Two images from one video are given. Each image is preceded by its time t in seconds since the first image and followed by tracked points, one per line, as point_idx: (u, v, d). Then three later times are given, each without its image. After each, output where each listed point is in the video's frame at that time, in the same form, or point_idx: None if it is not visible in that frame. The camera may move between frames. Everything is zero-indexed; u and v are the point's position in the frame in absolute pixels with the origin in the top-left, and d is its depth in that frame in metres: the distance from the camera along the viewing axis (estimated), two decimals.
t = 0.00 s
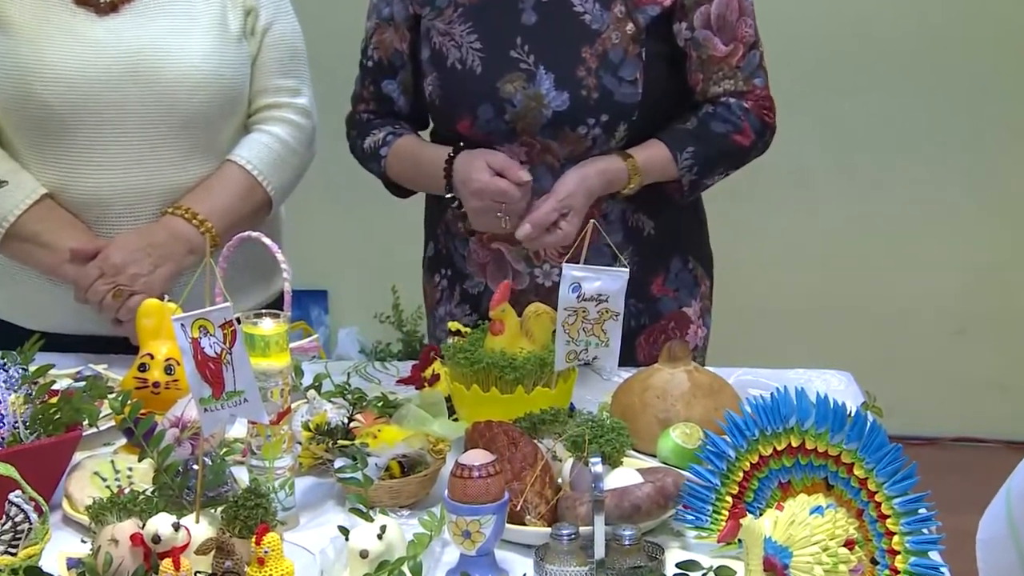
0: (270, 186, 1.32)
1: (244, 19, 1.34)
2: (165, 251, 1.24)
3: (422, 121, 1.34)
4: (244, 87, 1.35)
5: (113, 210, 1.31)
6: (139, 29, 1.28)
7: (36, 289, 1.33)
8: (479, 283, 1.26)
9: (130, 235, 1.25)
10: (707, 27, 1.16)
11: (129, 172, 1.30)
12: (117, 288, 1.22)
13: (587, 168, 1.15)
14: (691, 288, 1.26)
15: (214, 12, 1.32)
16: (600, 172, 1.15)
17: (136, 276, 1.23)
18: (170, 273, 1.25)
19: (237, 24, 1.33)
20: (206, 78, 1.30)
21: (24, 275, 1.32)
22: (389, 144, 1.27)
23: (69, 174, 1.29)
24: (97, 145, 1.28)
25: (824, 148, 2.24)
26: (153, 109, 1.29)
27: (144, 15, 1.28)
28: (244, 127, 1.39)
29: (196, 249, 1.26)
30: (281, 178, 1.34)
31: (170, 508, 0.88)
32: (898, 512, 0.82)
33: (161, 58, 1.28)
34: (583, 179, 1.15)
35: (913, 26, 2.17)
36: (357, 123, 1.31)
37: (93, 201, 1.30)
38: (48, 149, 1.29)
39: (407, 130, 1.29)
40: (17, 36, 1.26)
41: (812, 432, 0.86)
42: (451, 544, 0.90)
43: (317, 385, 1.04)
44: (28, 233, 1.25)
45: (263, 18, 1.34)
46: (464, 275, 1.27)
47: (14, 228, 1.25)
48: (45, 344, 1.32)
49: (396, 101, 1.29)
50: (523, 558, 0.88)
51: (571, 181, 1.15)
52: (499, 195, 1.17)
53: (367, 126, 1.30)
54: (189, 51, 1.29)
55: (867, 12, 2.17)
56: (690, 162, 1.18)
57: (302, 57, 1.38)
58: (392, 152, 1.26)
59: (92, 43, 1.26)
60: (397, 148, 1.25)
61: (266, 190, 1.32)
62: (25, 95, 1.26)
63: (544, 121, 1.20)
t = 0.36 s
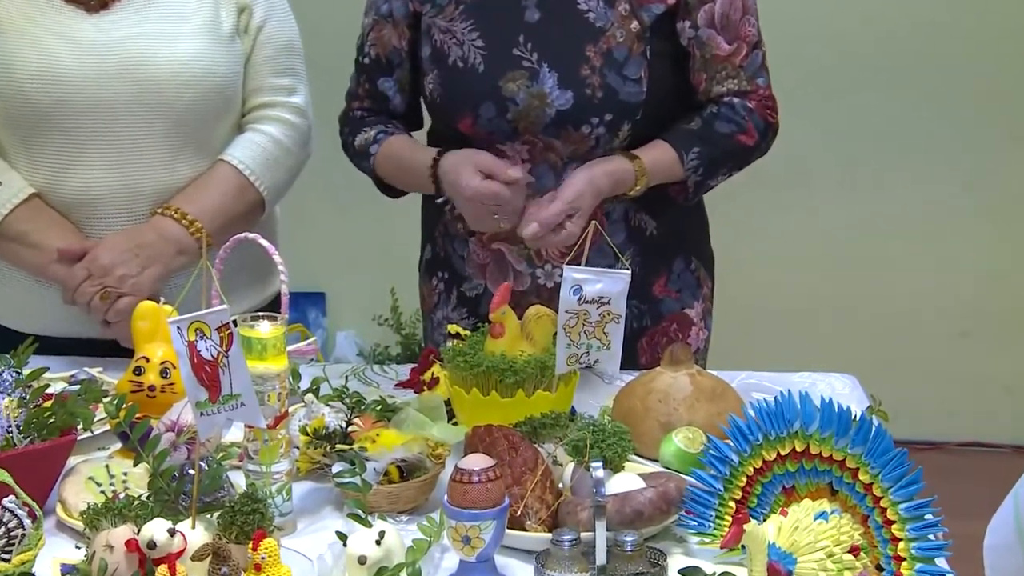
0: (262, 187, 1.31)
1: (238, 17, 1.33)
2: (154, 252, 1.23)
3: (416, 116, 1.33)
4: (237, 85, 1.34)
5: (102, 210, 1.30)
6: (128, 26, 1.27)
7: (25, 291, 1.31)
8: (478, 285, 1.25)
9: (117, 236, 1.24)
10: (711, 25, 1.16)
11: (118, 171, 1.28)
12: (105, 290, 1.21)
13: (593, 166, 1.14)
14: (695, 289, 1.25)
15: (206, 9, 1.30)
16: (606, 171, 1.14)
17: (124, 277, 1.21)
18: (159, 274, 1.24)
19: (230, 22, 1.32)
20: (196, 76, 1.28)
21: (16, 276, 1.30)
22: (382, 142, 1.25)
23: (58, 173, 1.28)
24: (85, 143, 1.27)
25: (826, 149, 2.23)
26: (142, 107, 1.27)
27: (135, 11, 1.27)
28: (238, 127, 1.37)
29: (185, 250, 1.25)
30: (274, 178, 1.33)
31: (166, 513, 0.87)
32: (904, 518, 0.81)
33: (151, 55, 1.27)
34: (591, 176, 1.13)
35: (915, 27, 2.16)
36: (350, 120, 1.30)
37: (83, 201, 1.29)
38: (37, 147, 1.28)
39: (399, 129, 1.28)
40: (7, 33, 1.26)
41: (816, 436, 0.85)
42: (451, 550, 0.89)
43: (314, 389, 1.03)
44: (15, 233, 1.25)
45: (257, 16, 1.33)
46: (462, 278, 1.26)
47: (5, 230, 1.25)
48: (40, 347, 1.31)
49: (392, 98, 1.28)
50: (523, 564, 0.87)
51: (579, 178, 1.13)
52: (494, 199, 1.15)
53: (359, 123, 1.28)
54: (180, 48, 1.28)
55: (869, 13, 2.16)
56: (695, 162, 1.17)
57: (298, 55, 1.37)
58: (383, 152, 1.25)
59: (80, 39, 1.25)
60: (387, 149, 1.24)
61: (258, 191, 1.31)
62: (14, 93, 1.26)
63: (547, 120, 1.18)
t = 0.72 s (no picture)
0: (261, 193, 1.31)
1: (238, 22, 1.32)
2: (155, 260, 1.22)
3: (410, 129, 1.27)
4: (237, 92, 1.33)
5: (100, 218, 1.29)
6: (126, 32, 1.26)
7: (26, 299, 1.30)
8: (490, 303, 1.19)
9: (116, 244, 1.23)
10: (742, 29, 1.14)
11: (116, 179, 1.28)
12: (103, 301, 1.16)
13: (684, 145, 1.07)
14: (702, 295, 1.23)
15: (206, 15, 1.30)
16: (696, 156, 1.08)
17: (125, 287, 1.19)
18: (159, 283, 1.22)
19: (230, 28, 1.31)
20: (195, 82, 1.28)
21: (17, 284, 1.29)
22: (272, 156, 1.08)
23: (56, 181, 1.27)
24: (83, 151, 1.27)
25: (833, 155, 2.22)
26: (140, 114, 1.27)
27: (133, 18, 1.27)
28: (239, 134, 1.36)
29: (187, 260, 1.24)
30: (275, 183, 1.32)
31: (168, 525, 0.86)
32: (915, 531, 0.80)
33: (149, 63, 1.26)
34: (687, 159, 1.07)
35: (921, 33, 2.16)
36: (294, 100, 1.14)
37: (82, 209, 1.28)
38: (35, 155, 1.28)
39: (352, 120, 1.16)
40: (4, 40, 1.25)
41: (825, 448, 0.84)
42: (455, 563, 0.88)
43: (317, 398, 1.01)
44: (13, 241, 1.24)
45: (258, 22, 1.31)
46: (472, 296, 1.20)
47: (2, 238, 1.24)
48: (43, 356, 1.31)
49: (352, 83, 1.13)
50: None
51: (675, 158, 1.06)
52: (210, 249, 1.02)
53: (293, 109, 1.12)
54: (178, 55, 1.28)
55: (874, 19, 2.16)
56: (763, 155, 1.15)
57: (300, 61, 1.36)
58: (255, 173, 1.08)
59: (78, 46, 1.25)
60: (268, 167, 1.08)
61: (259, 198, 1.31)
62: (11, 100, 1.25)
63: (574, 137, 1.14)
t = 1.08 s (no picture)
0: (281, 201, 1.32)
1: (259, 31, 1.33)
2: (174, 270, 1.24)
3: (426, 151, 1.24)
4: (258, 101, 1.34)
5: (122, 228, 1.30)
6: (149, 42, 1.27)
7: (46, 308, 1.31)
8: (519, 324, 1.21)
9: (137, 254, 1.25)
10: (765, 40, 1.18)
11: (138, 189, 1.28)
12: (125, 311, 1.22)
13: (726, 214, 1.15)
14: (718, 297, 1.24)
15: (227, 25, 1.31)
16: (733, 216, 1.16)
17: (144, 297, 1.22)
18: (179, 294, 1.25)
19: (251, 37, 1.32)
20: (217, 92, 1.29)
21: (38, 293, 1.30)
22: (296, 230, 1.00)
23: (78, 190, 1.28)
24: (105, 160, 1.27)
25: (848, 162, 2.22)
26: (163, 124, 1.28)
27: (156, 28, 1.28)
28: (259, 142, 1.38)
29: (206, 270, 1.26)
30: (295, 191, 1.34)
31: (191, 533, 0.86)
32: (939, 543, 0.80)
33: (171, 72, 1.27)
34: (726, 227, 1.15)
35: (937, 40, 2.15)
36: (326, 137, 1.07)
37: (103, 217, 1.29)
38: (56, 164, 1.28)
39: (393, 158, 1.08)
40: (26, 49, 1.26)
41: (848, 458, 0.84)
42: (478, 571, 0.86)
43: (339, 406, 1.01)
44: (35, 251, 1.25)
45: (278, 31, 1.33)
46: (501, 313, 1.22)
47: (22, 247, 1.24)
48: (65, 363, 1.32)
49: (388, 122, 1.06)
50: None
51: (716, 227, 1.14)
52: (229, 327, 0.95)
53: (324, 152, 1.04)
54: (200, 65, 1.28)
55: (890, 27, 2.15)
56: (788, 165, 1.24)
57: (320, 69, 1.37)
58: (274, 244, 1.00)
59: (101, 57, 1.25)
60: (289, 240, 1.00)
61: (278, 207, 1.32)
62: (35, 110, 1.26)
63: (616, 169, 1.14)
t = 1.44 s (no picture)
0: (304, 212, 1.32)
1: (284, 41, 1.33)
2: (199, 280, 1.24)
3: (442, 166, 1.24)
4: (284, 111, 1.35)
5: (148, 238, 1.31)
6: (175, 54, 1.28)
7: (70, 315, 1.31)
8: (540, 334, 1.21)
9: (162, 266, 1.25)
10: (785, 52, 1.17)
11: (165, 200, 1.29)
12: (150, 321, 1.23)
13: (750, 240, 1.13)
14: (738, 305, 1.21)
15: (252, 36, 1.31)
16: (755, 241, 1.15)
17: (169, 308, 1.23)
18: (202, 304, 1.25)
19: (276, 47, 1.33)
20: (242, 104, 1.30)
21: (63, 302, 1.30)
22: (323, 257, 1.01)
23: (104, 201, 1.29)
24: (130, 169, 1.28)
25: (866, 169, 2.21)
26: (189, 136, 1.29)
27: (181, 39, 1.28)
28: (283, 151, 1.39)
29: (230, 279, 1.26)
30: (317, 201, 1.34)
31: (218, 537, 0.87)
32: (968, 553, 0.79)
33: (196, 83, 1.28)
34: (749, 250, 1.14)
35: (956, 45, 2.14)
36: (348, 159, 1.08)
37: (128, 226, 1.30)
38: (82, 173, 1.29)
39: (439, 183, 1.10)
40: (53, 60, 1.26)
41: (876, 467, 0.83)
42: None
43: (365, 411, 1.01)
44: (62, 262, 1.25)
45: (303, 40, 1.33)
46: (521, 323, 1.22)
47: (51, 258, 1.25)
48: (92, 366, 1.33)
49: (407, 145, 1.07)
50: None
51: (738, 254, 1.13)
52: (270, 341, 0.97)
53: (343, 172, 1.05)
54: (225, 75, 1.29)
55: (908, 32, 2.15)
56: (808, 179, 1.21)
57: (345, 78, 1.37)
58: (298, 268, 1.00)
59: (128, 69, 1.26)
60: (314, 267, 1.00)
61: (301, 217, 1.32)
62: (62, 123, 1.26)
63: (635, 188, 1.13)
